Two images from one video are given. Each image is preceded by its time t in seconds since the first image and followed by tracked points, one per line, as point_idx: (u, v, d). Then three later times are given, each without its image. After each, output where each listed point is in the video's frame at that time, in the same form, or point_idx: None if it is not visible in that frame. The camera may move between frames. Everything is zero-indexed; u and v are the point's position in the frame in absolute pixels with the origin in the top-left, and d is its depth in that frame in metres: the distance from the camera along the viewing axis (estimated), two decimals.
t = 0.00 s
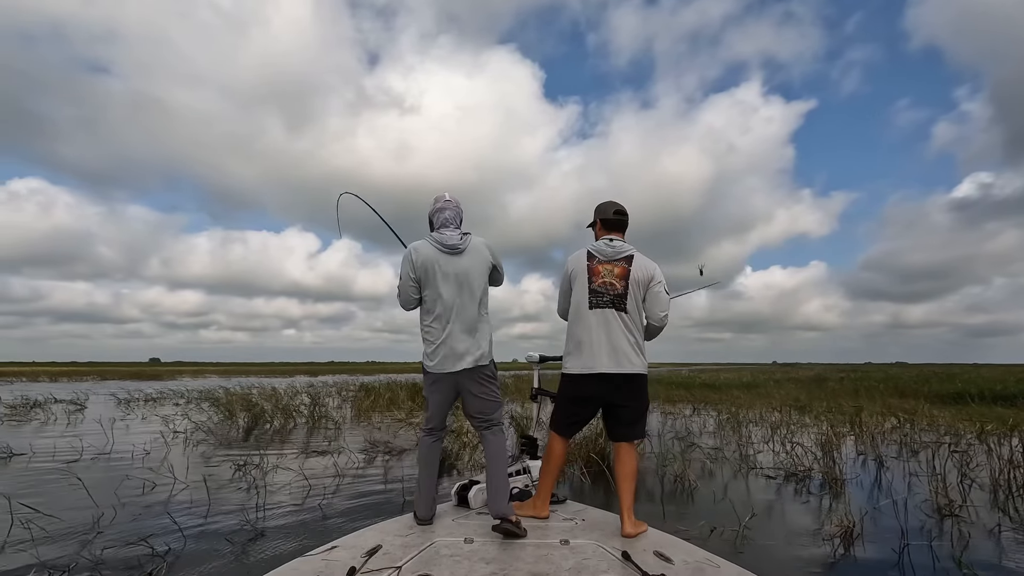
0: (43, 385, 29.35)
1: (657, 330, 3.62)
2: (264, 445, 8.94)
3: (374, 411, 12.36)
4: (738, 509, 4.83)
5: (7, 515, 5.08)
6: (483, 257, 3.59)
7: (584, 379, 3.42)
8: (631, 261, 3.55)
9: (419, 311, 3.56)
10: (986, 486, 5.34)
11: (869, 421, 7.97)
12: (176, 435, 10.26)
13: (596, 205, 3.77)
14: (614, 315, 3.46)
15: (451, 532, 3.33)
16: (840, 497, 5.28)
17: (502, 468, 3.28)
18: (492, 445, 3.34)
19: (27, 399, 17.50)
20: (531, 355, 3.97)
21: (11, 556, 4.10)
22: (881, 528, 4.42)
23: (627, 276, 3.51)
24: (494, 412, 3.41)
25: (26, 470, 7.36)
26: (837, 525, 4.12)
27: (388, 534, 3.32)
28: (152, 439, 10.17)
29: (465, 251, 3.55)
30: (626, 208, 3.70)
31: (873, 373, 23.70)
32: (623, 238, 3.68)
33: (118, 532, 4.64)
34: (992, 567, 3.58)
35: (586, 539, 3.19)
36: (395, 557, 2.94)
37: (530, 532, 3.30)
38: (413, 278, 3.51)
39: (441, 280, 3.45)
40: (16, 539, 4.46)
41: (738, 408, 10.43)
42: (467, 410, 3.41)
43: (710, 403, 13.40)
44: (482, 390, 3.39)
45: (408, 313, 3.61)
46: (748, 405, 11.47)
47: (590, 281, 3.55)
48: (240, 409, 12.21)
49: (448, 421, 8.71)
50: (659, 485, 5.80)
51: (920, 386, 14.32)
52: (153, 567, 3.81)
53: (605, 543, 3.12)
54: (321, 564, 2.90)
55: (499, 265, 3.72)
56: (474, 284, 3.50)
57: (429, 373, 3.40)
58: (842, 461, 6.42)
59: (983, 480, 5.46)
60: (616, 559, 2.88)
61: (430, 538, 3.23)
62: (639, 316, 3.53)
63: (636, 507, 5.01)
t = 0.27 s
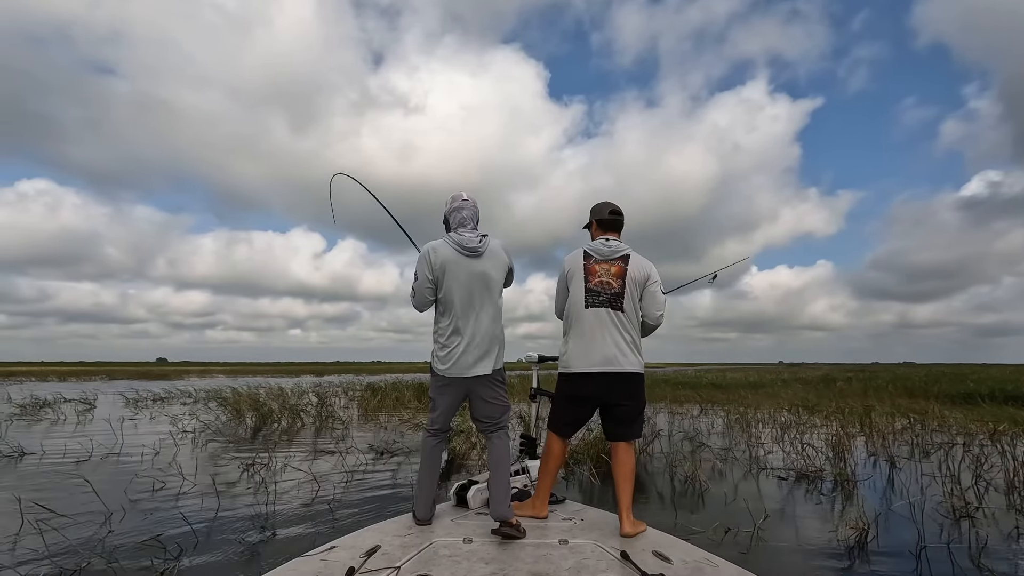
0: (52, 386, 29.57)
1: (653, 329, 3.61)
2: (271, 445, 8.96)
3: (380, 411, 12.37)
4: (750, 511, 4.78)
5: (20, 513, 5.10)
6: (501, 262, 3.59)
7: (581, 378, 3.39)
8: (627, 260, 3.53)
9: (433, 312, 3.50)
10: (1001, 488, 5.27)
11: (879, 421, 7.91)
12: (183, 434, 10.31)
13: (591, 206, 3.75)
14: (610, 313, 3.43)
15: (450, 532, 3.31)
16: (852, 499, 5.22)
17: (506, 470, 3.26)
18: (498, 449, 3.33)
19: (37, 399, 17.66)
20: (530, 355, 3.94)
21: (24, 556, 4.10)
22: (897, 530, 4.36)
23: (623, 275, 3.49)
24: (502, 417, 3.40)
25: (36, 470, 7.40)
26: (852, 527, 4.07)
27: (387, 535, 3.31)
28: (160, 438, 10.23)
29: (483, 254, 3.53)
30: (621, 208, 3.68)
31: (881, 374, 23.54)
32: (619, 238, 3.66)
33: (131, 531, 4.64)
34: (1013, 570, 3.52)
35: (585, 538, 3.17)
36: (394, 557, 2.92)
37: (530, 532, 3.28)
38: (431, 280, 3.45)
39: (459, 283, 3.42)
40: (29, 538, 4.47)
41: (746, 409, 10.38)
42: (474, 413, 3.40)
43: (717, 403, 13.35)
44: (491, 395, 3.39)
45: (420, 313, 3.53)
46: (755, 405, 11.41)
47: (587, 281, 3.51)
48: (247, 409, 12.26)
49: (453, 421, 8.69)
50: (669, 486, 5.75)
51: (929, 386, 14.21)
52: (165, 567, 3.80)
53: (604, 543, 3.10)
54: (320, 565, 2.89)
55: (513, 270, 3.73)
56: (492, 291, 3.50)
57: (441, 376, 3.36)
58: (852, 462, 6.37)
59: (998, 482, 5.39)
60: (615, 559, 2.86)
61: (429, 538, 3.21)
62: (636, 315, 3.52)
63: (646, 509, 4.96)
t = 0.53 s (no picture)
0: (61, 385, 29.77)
1: (652, 326, 3.58)
2: (277, 445, 8.99)
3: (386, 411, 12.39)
4: (761, 512, 4.74)
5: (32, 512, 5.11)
6: (514, 268, 3.60)
7: (580, 380, 3.37)
8: (623, 259, 3.51)
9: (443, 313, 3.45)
10: (1015, 490, 5.21)
11: (888, 422, 7.86)
12: (190, 434, 10.36)
13: (584, 206, 3.74)
14: (607, 313, 3.42)
15: (449, 531, 3.30)
16: (863, 500, 5.18)
17: (506, 472, 3.24)
18: (498, 450, 3.32)
19: (46, 399, 17.77)
20: (529, 355, 3.91)
21: (34, 556, 4.10)
22: (910, 532, 4.32)
23: (619, 274, 3.47)
24: (504, 419, 3.40)
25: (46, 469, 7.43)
26: (865, 528, 4.04)
27: (386, 534, 3.30)
28: (167, 438, 10.28)
29: (499, 257, 3.52)
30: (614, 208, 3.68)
31: (889, 374, 23.40)
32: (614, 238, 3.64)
33: (141, 531, 4.64)
34: None
35: (583, 539, 3.16)
36: (392, 556, 2.91)
37: (528, 532, 3.27)
38: (447, 281, 3.39)
39: (475, 284, 3.41)
40: (39, 538, 4.47)
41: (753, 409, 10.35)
42: (476, 414, 3.40)
43: (724, 403, 13.29)
44: (495, 397, 3.38)
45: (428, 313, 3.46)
46: (762, 405, 11.36)
47: (583, 282, 3.50)
48: (254, 409, 12.31)
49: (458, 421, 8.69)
50: (678, 487, 5.72)
51: (938, 386, 14.12)
52: (175, 566, 3.79)
53: (602, 543, 3.09)
54: (318, 563, 2.89)
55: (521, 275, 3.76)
56: (504, 297, 3.51)
57: (448, 378, 3.34)
58: (862, 463, 6.33)
59: (1013, 484, 5.33)
60: (613, 559, 2.85)
61: (427, 537, 3.20)
62: (634, 314, 3.50)
63: (656, 510, 4.92)
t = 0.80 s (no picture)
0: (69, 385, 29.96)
1: (652, 323, 3.56)
2: (283, 445, 9.02)
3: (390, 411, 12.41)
4: (772, 514, 4.69)
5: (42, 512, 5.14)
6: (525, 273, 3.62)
7: (578, 381, 3.37)
8: (620, 258, 3.50)
9: (455, 313, 3.41)
10: None
11: (896, 421, 7.82)
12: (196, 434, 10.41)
13: (580, 207, 3.74)
14: (605, 313, 3.41)
15: (446, 530, 3.30)
16: (874, 502, 5.14)
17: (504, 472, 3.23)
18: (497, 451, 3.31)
19: (54, 399, 17.87)
20: (529, 355, 3.89)
21: (46, 556, 4.11)
22: (923, 534, 4.28)
23: (617, 274, 3.46)
24: (505, 421, 3.40)
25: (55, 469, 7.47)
26: (879, 530, 3.99)
27: (384, 533, 3.30)
28: (174, 438, 10.32)
29: (512, 261, 3.52)
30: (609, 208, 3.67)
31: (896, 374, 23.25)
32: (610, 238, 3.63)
33: (151, 531, 4.65)
34: None
35: (581, 539, 3.16)
36: (390, 555, 2.91)
37: (526, 531, 3.27)
38: (463, 281, 3.36)
39: (489, 286, 3.40)
40: (49, 538, 4.49)
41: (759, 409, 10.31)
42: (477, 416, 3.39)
43: (730, 403, 13.23)
44: (497, 398, 3.39)
45: (439, 312, 3.41)
46: (770, 405, 11.30)
47: (580, 282, 3.49)
48: (260, 408, 12.35)
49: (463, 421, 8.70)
50: (686, 488, 5.69)
51: (946, 386, 14.04)
52: (184, 566, 3.80)
53: (600, 543, 3.09)
54: (317, 562, 2.89)
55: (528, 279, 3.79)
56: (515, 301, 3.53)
57: (458, 380, 3.32)
58: (871, 463, 6.30)
59: None
60: (610, 559, 2.85)
61: (425, 537, 3.19)
62: (632, 314, 3.49)
63: (664, 511, 4.89)
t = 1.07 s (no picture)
0: (78, 386, 30.12)
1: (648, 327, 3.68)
2: (289, 445, 9.04)
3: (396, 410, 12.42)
4: (786, 516, 4.64)
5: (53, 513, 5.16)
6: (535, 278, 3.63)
7: (574, 379, 3.35)
8: (620, 259, 3.46)
9: (466, 315, 3.37)
10: None
11: (907, 421, 7.77)
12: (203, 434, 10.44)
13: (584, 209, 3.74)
14: (602, 312, 3.39)
15: (445, 530, 3.28)
16: (887, 503, 5.09)
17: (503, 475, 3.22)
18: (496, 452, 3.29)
19: (63, 399, 17.95)
20: (529, 355, 3.87)
21: (59, 556, 4.11)
22: (940, 536, 4.23)
23: (615, 274, 3.43)
24: (505, 422, 3.39)
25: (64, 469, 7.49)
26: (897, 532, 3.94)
27: (382, 532, 3.29)
28: (180, 438, 10.35)
29: (526, 264, 3.51)
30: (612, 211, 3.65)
31: (906, 374, 23.16)
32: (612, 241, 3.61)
33: (162, 531, 4.65)
34: None
35: (580, 538, 3.16)
36: (388, 555, 2.90)
37: (525, 531, 3.26)
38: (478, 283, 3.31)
39: (503, 288, 3.39)
40: (60, 538, 4.49)
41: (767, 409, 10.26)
42: (476, 415, 3.37)
43: (737, 403, 13.16)
44: (499, 399, 3.38)
45: (450, 313, 3.35)
46: (778, 405, 11.23)
47: (578, 282, 3.48)
48: (267, 408, 12.39)
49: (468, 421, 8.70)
50: (696, 489, 5.65)
51: (956, 386, 13.95)
52: (196, 567, 3.79)
53: (599, 543, 3.09)
54: (315, 561, 2.88)
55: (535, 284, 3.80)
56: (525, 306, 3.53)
57: (466, 383, 3.30)
58: (882, 464, 6.25)
59: None
60: (609, 559, 2.86)
61: (423, 536, 3.18)
62: (630, 313, 3.46)
63: (674, 513, 4.85)
